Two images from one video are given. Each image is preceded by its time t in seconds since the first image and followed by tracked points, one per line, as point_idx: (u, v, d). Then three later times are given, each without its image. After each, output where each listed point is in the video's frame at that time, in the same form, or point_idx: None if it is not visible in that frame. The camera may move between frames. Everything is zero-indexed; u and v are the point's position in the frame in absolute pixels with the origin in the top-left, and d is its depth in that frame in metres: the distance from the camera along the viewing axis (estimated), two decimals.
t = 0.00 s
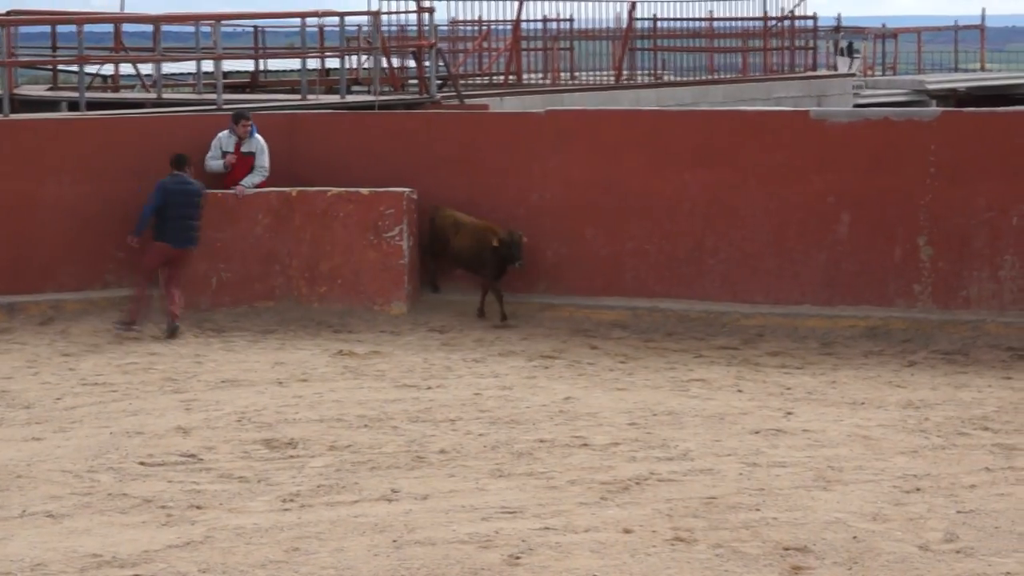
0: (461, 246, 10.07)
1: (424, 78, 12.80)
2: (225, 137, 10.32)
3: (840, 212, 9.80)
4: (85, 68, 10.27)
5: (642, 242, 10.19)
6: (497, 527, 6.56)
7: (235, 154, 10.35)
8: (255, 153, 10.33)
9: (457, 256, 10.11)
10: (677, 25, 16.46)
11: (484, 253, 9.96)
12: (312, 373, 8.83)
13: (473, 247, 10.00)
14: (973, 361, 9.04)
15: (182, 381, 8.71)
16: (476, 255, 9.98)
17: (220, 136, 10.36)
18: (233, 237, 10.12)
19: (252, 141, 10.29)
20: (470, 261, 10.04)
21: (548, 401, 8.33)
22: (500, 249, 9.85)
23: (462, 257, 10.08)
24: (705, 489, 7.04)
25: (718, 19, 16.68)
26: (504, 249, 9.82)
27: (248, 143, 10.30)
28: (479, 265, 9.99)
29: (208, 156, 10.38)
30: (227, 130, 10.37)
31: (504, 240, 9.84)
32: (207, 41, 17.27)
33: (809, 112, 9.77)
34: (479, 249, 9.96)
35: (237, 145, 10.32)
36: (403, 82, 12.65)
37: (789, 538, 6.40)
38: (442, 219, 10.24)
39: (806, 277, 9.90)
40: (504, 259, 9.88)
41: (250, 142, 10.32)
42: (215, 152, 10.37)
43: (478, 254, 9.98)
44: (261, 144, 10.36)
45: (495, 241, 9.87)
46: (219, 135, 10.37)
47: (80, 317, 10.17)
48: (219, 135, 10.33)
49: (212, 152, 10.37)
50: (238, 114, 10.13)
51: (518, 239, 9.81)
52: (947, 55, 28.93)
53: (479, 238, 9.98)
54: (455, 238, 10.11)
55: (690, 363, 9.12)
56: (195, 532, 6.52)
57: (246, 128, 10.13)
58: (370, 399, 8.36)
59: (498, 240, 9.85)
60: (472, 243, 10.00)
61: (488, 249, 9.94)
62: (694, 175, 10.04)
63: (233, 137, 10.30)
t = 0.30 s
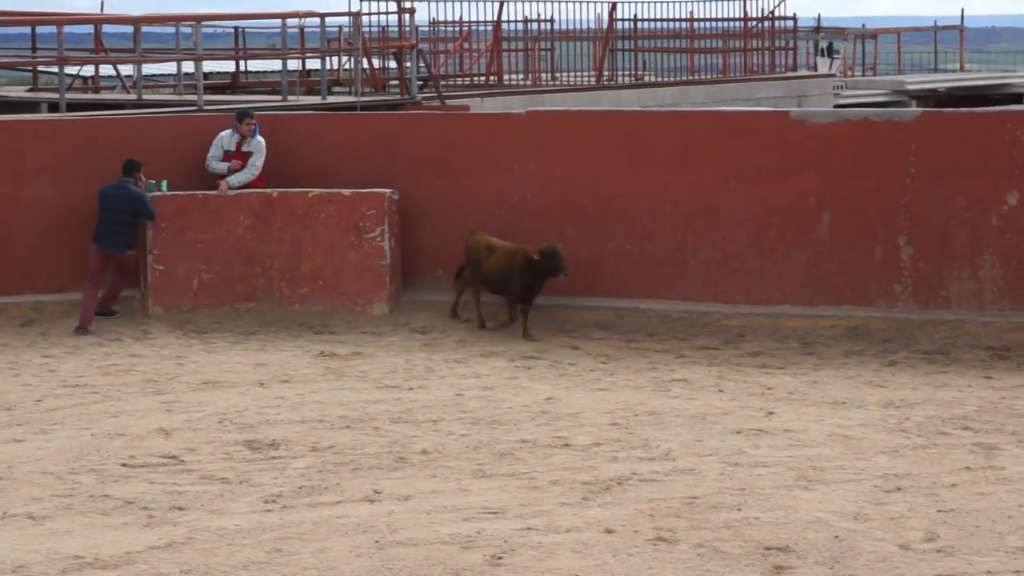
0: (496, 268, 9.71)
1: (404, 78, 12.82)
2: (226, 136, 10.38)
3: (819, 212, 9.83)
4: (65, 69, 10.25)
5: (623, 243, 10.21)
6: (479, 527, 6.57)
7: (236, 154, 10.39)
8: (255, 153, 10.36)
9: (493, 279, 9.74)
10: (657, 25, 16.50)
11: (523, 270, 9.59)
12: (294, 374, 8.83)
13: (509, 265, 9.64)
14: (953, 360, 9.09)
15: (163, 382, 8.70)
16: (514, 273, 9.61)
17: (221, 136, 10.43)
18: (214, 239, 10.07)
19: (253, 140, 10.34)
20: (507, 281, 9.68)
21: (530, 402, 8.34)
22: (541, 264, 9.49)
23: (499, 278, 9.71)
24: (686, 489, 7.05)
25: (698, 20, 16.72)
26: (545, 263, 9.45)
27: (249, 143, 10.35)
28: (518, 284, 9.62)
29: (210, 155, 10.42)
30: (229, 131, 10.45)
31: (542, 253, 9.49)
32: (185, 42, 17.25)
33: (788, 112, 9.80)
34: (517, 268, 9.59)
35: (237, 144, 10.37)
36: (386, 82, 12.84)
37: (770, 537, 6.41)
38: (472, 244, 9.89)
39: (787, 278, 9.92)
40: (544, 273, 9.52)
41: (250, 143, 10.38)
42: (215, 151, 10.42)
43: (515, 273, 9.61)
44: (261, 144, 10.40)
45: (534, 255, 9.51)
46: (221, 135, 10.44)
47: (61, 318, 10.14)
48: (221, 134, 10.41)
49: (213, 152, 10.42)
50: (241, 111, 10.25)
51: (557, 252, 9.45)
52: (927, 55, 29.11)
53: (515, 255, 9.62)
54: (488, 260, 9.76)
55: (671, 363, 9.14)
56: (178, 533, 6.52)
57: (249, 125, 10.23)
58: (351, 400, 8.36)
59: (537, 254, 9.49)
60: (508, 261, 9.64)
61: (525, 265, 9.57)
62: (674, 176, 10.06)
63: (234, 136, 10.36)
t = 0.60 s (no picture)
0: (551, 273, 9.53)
1: (393, 78, 12.88)
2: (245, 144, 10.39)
3: (809, 210, 9.83)
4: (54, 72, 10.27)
5: (613, 241, 10.21)
6: (469, 526, 6.57)
7: (258, 159, 10.41)
8: (280, 155, 10.41)
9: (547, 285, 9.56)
10: (647, 23, 16.52)
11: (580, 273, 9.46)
12: (284, 374, 8.84)
13: (566, 269, 9.47)
14: (944, 358, 9.08)
15: (155, 383, 8.70)
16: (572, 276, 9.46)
17: (240, 144, 10.43)
18: (204, 239, 10.07)
19: (274, 142, 10.36)
20: (562, 284, 9.51)
21: (520, 401, 8.34)
22: (603, 264, 9.41)
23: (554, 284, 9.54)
24: (676, 488, 7.04)
25: (687, 19, 16.72)
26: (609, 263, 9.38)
27: (271, 146, 10.38)
28: (574, 287, 9.47)
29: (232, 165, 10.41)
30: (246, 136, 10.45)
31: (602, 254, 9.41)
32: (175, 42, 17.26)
33: (777, 110, 9.80)
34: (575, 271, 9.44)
35: (259, 149, 10.39)
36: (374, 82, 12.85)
37: (761, 536, 6.41)
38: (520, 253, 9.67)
39: (776, 276, 9.93)
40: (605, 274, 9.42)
41: (271, 145, 10.41)
42: (237, 159, 10.42)
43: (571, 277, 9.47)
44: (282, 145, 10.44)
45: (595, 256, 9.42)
46: (239, 142, 10.44)
47: (53, 318, 10.15)
48: (240, 143, 10.40)
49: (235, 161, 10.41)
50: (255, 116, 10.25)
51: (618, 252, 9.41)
52: (917, 54, 29.19)
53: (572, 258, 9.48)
54: (541, 266, 9.56)
55: (663, 362, 9.14)
56: (168, 533, 6.52)
57: (266, 129, 10.24)
58: (341, 400, 8.36)
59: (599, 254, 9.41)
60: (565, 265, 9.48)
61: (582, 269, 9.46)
62: (664, 174, 10.06)
63: (253, 142, 10.38)
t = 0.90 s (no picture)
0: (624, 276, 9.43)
1: (387, 78, 12.83)
2: (253, 139, 10.38)
3: (803, 209, 9.83)
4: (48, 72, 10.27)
5: (607, 240, 10.20)
6: (464, 526, 6.57)
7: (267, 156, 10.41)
8: (288, 152, 10.41)
9: (619, 289, 9.44)
10: (642, 22, 16.52)
11: (653, 273, 9.40)
12: (278, 374, 8.84)
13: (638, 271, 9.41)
14: (938, 358, 9.09)
15: (150, 383, 8.70)
16: (648, 278, 9.39)
17: (248, 140, 10.43)
18: (198, 239, 10.07)
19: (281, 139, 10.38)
20: (636, 286, 9.42)
21: (514, 401, 8.34)
22: (679, 263, 9.36)
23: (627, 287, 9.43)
24: (670, 488, 7.04)
25: (681, 18, 16.60)
26: (686, 261, 9.35)
27: (279, 143, 10.39)
28: (650, 287, 9.40)
29: (240, 160, 10.39)
30: (254, 134, 10.45)
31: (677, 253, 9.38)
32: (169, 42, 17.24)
33: (771, 109, 9.80)
34: (650, 271, 9.38)
35: (267, 146, 10.39)
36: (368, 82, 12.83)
37: (756, 535, 6.40)
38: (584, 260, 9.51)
39: (770, 274, 9.92)
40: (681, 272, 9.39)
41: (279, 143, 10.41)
42: (246, 155, 10.40)
43: (646, 278, 9.39)
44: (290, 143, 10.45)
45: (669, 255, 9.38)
46: (246, 139, 10.43)
47: (48, 319, 10.15)
48: (247, 138, 10.40)
49: (242, 157, 10.39)
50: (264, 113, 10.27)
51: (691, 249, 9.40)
52: (911, 52, 29.22)
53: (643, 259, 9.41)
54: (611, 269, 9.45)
55: (657, 362, 9.14)
56: (163, 534, 6.52)
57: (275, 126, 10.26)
58: (336, 399, 8.36)
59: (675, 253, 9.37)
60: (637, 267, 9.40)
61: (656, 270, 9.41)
62: (658, 173, 10.05)
63: (261, 139, 10.39)
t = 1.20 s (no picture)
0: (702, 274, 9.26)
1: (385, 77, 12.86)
2: (254, 137, 10.41)
3: (801, 207, 9.83)
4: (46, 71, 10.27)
5: (605, 238, 10.21)
6: (463, 524, 6.57)
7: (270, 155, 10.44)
8: (291, 151, 10.47)
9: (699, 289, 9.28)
10: (640, 21, 16.54)
11: (734, 274, 9.20)
12: (277, 373, 8.84)
13: (717, 271, 9.22)
14: (936, 355, 9.11)
15: (149, 381, 8.70)
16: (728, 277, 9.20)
17: (248, 138, 10.45)
18: (196, 237, 10.07)
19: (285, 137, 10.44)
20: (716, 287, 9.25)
21: (513, 399, 8.35)
22: (761, 263, 9.15)
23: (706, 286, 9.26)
24: (669, 485, 7.05)
25: (679, 16, 16.64)
26: (769, 261, 9.12)
27: (282, 142, 10.44)
28: (730, 287, 9.22)
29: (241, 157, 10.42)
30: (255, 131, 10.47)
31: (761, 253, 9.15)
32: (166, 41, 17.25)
33: (769, 107, 9.80)
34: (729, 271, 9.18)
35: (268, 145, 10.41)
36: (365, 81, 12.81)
37: (755, 533, 6.41)
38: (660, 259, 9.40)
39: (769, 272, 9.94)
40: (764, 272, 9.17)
41: (282, 142, 10.46)
42: (247, 153, 10.43)
43: (726, 279, 9.20)
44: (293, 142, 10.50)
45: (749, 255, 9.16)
46: (247, 137, 10.45)
47: (46, 317, 10.15)
48: (248, 136, 10.43)
49: (244, 154, 10.42)
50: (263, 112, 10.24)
51: (775, 248, 9.16)
52: (908, 51, 29.24)
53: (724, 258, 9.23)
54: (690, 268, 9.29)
55: (656, 359, 9.15)
56: (162, 532, 6.52)
57: (275, 126, 10.25)
58: (335, 398, 8.37)
59: (757, 253, 9.15)
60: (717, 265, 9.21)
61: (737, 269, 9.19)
62: (656, 171, 10.06)
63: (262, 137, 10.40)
